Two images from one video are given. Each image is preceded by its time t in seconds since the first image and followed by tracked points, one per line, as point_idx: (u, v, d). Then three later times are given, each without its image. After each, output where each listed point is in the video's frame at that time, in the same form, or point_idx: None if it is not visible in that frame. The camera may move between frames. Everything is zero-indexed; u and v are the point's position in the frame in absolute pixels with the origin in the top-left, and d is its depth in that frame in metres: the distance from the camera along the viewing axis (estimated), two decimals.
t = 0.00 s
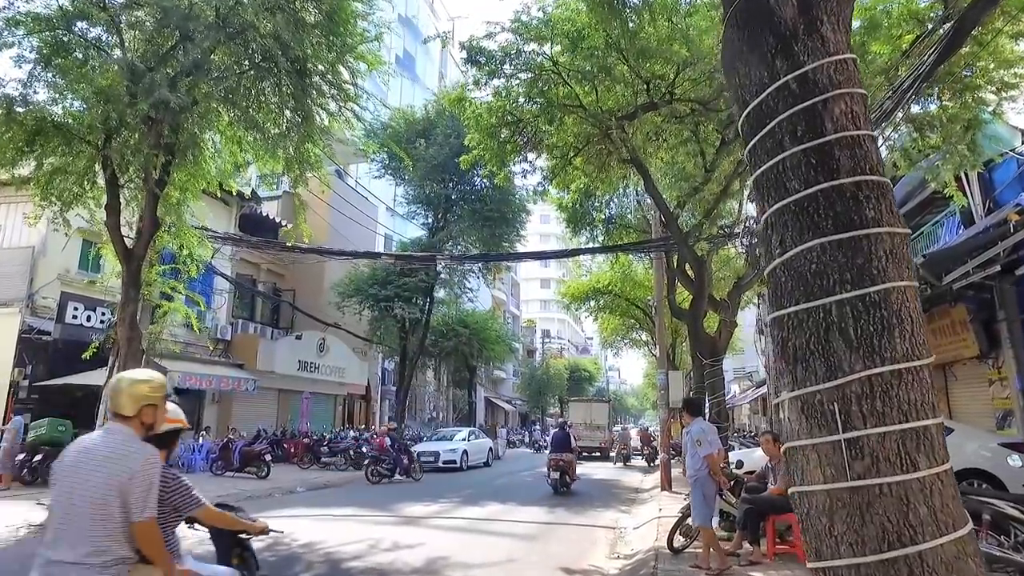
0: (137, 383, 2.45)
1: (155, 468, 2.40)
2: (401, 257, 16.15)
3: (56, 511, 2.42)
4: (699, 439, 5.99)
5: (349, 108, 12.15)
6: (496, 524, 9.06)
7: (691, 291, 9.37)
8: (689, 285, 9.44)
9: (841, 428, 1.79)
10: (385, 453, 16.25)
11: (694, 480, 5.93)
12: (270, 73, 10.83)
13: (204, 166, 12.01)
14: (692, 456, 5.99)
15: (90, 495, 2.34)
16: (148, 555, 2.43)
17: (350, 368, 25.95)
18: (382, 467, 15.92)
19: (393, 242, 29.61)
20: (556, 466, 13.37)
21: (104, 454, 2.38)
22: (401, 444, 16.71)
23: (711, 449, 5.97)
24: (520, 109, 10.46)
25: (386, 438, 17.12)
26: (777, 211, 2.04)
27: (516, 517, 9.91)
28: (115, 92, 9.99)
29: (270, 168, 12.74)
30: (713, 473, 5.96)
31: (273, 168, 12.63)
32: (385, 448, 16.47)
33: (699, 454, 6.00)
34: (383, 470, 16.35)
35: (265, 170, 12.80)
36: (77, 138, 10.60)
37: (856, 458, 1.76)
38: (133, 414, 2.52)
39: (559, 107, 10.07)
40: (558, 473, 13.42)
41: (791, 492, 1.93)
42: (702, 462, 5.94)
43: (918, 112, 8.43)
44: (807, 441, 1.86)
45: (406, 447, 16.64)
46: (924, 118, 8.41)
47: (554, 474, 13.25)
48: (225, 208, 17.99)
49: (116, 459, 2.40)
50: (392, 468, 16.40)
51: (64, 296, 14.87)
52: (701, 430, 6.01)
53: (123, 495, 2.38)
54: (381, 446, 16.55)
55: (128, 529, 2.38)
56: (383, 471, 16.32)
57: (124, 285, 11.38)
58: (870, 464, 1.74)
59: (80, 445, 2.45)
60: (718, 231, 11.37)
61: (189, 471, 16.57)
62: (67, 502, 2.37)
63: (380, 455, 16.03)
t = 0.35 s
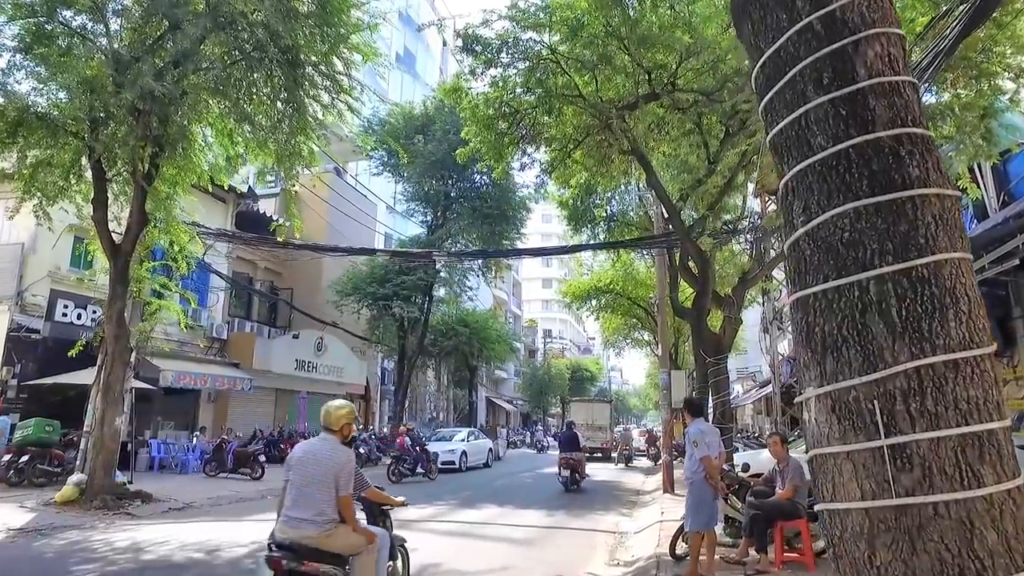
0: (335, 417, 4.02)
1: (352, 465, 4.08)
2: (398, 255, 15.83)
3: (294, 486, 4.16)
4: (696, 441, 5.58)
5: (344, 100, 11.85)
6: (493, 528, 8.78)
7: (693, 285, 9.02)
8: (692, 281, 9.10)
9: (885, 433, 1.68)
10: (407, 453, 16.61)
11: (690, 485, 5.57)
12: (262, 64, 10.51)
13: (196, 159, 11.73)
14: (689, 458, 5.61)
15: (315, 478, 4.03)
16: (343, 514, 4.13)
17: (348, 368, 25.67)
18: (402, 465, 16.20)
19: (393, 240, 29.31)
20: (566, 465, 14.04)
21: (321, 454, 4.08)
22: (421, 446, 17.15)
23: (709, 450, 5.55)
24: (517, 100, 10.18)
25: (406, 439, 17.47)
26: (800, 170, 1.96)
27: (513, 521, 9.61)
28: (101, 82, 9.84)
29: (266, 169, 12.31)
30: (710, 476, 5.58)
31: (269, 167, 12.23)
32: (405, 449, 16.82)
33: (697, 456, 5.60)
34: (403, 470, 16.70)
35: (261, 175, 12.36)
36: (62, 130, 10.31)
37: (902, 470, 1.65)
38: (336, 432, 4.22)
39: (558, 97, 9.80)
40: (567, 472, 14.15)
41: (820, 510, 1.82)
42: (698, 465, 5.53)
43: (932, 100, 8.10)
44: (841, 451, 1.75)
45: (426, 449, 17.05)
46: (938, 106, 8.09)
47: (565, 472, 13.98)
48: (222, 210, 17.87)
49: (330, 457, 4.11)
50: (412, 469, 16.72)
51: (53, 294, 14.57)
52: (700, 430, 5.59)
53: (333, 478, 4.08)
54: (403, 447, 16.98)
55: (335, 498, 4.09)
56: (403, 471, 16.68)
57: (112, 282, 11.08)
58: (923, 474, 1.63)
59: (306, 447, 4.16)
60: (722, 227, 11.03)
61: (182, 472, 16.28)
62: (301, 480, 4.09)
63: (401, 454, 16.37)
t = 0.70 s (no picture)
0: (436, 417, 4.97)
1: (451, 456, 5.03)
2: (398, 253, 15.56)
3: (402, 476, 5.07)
4: (699, 441, 5.31)
5: (342, 95, 11.60)
6: (494, 533, 8.56)
7: (699, 283, 8.72)
8: (699, 279, 8.80)
9: (948, 454, 1.67)
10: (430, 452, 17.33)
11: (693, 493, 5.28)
12: (257, 58, 10.26)
13: (192, 156, 11.52)
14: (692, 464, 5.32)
15: (420, 466, 4.97)
16: (441, 495, 5.02)
17: (350, 368, 25.47)
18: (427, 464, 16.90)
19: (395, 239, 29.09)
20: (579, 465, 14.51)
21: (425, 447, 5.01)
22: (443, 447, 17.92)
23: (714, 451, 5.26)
24: (518, 94, 9.94)
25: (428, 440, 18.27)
26: (833, 137, 2.02)
27: (515, 525, 9.35)
28: (93, 76, 9.63)
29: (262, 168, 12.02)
30: (715, 480, 5.24)
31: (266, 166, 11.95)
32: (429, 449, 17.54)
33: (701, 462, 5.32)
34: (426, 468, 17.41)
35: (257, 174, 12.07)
36: (54, 126, 10.11)
37: (970, 498, 1.63)
38: (433, 433, 5.17)
39: (561, 91, 9.58)
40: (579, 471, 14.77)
41: (865, 541, 1.83)
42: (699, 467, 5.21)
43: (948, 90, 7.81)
44: (894, 474, 1.75)
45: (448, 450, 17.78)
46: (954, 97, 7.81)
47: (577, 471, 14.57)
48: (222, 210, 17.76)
49: (431, 451, 5.06)
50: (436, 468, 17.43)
51: (50, 293, 14.36)
52: (705, 431, 5.34)
53: (433, 467, 5.01)
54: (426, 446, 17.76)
55: (435, 483, 4.99)
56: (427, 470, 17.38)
57: (107, 280, 10.86)
58: (998, 504, 1.60)
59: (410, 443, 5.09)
60: (729, 224, 10.74)
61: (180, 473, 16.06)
62: (408, 469, 5.02)
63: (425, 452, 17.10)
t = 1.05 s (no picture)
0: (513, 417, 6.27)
1: (524, 449, 6.34)
2: (406, 251, 15.32)
3: (485, 467, 6.33)
4: (723, 435, 5.06)
5: (348, 87, 11.33)
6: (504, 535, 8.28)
7: (716, 278, 8.40)
8: (716, 273, 8.50)
9: None
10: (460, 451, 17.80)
11: (716, 492, 4.95)
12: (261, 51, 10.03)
13: (195, 151, 11.31)
14: (715, 460, 5.01)
15: (502, 458, 6.27)
16: (518, 482, 6.27)
17: (358, 368, 25.30)
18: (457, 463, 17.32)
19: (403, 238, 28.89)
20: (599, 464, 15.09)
21: (503, 441, 6.29)
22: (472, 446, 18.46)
23: (739, 446, 4.99)
24: (528, 84, 9.68)
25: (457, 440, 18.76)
26: (939, 64, 1.67)
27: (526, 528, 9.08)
28: (94, 69, 9.41)
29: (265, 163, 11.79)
30: (739, 477, 4.94)
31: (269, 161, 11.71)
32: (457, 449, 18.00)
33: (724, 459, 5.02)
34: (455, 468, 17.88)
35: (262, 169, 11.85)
36: (54, 119, 9.91)
37: None
38: (509, 433, 6.47)
39: (573, 80, 9.30)
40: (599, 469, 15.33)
41: None
42: (723, 462, 4.92)
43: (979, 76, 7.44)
44: None
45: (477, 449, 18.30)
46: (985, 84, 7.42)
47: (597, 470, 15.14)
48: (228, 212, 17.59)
49: (509, 447, 6.35)
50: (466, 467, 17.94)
51: (54, 291, 14.19)
52: (729, 425, 5.10)
53: (511, 458, 6.29)
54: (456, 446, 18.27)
55: (513, 471, 6.27)
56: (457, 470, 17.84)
57: (108, 276, 10.67)
58: None
59: (489, 440, 6.38)
60: (744, 218, 10.41)
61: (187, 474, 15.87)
62: (490, 463, 6.31)
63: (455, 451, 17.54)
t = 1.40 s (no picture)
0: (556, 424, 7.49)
1: (566, 449, 7.57)
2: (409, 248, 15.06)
3: (534, 464, 7.55)
4: (744, 438, 4.77)
5: (350, 80, 11.08)
6: (508, 541, 8.01)
7: (729, 276, 8.09)
8: (729, 270, 8.20)
9: None
10: (487, 451, 18.23)
11: (734, 499, 4.69)
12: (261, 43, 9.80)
13: (195, 146, 11.09)
14: (733, 465, 4.74)
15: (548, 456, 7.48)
16: (561, 477, 7.47)
17: (361, 368, 25.06)
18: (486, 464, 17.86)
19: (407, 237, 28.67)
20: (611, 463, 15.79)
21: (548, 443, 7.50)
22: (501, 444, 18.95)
23: (761, 450, 4.71)
24: (534, 75, 9.42)
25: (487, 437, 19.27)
26: None
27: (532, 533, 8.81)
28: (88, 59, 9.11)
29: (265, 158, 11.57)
30: (759, 483, 4.67)
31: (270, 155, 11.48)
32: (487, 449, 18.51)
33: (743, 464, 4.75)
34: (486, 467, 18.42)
35: (262, 164, 11.62)
36: (48, 112, 9.68)
37: None
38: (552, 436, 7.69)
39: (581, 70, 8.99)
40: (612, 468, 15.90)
41: None
42: (743, 467, 4.64)
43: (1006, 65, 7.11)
44: None
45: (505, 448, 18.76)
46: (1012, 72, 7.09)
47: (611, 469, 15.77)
48: (231, 210, 17.44)
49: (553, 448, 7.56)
50: (494, 466, 18.38)
51: (53, 288, 13.97)
52: (748, 428, 4.83)
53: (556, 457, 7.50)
54: (484, 445, 18.73)
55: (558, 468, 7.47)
56: (486, 468, 18.33)
57: (106, 273, 10.43)
58: None
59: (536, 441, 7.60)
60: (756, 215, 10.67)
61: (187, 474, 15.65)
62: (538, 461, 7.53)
63: (483, 452, 18.03)
